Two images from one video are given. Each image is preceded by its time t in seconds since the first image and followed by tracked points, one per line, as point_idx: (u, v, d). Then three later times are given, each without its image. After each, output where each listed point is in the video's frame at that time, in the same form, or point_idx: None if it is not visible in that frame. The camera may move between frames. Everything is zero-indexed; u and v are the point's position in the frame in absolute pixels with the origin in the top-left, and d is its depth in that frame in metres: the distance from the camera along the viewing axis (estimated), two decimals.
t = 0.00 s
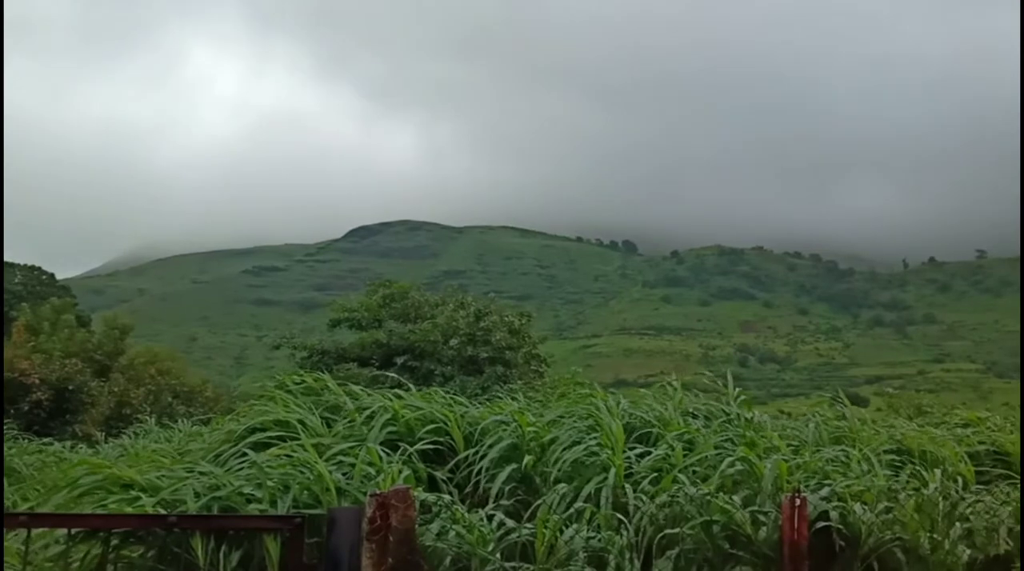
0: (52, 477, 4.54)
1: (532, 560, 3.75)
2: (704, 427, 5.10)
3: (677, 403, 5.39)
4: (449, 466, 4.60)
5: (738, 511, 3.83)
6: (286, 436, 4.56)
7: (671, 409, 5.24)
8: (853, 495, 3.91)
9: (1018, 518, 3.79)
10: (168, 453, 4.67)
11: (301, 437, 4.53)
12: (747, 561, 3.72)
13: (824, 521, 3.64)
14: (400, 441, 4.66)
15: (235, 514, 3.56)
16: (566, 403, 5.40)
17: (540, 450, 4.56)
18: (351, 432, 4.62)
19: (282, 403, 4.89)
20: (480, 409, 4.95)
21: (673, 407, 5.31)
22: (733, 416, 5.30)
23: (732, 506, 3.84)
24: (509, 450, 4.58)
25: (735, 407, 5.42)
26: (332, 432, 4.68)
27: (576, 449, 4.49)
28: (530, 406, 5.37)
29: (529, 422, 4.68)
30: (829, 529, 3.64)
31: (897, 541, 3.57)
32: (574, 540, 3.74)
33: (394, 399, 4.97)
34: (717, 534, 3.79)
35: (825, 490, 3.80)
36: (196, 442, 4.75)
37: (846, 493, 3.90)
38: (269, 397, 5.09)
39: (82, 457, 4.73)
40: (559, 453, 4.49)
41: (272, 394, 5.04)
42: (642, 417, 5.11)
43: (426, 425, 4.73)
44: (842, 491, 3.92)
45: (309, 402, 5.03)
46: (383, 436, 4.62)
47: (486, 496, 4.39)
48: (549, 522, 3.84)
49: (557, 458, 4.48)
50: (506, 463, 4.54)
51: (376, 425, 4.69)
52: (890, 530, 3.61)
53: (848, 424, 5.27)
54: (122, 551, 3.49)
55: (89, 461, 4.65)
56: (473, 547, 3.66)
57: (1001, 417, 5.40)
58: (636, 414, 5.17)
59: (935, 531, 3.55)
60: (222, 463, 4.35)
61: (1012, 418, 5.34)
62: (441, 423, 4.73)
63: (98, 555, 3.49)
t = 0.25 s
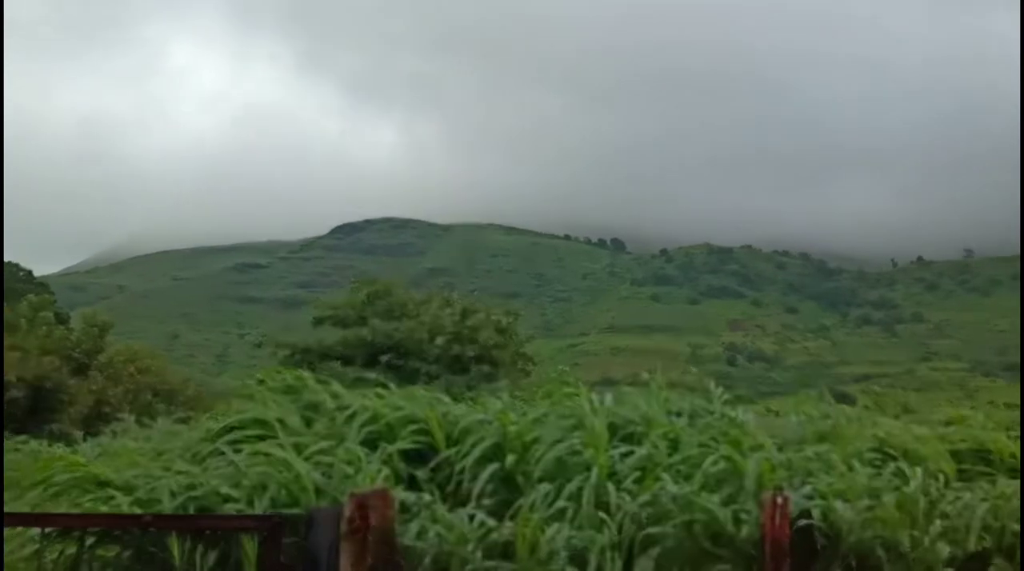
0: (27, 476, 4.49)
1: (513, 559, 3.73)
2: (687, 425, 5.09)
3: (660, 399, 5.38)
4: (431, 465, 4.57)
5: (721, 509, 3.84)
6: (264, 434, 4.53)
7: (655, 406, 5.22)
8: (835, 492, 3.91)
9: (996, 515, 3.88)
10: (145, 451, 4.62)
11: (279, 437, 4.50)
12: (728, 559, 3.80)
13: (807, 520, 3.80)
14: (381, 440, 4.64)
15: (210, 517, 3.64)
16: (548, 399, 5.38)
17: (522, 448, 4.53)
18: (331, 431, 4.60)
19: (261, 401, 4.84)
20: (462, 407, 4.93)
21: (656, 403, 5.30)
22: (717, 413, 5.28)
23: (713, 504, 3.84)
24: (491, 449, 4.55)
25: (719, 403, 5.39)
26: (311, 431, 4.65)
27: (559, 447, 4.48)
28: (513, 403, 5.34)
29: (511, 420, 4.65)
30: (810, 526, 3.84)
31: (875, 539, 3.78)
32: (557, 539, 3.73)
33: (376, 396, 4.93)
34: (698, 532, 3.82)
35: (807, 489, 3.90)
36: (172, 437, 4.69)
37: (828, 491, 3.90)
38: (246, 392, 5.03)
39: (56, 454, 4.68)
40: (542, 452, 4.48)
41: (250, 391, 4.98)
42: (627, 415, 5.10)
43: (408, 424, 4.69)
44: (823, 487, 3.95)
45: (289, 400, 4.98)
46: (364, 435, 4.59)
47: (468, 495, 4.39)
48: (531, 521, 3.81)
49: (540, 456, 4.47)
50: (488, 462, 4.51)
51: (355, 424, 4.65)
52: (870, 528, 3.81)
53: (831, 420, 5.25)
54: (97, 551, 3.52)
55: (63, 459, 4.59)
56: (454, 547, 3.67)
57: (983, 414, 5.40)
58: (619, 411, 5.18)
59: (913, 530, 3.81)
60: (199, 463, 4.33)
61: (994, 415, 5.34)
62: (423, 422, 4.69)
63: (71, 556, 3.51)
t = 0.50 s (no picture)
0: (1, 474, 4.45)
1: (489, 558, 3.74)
2: (664, 425, 5.12)
3: (637, 402, 5.41)
4: (408, 467, 4.58)
5: (695, 507, 3.85)
6: (241, 435, 4.52)
7: (632, 408, 5.26)
8: (808, 491, 3.95)
9: (971, 512, 3.66)
10: (121, 452, 4.59)
11: (256, 437, 4.49)
12: (702, 557, 3.76)
13: (778, 517, 3.68)
14: (358, 441, 4.64)
15: (189, 514, 3.52)
16: (527, 402, 5.40)
17: (499, 448, 4.55)
18: (309, 432, 4.59)
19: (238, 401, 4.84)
20: (440, 409, 4.93)
21: (633, 406, 5.32)
22: (694, 414, 5.33)
23: (688, 502, 3.83)
24: (468, 449, 4.57)
25: (695, 405, 5.44)
26: (289, 431, 4.64)
27: (535, 447, 4.49)
28: (492, 406, 5.35)
29: (488, 421, 4.67)
30: (783, 525, 3.70)
31: (849, 535, 3.56)
32: (531, 537, 3.72)
33: (352, 399, 4.92)
34: (672, 531, 3.80)
35: (778, 487, 3.81)
36: (150, 441, 4.70)
37: (801, 490, 3.94)
38: (226, 395, 5.05)
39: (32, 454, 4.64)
40: (518, 452, 4.48)
41: (228, 392, 4.98)
42: (602, 415, 5.12)
43: (385, 425, 4.70)
44: (795, 487, 3.97)
45: (267, 402, 4.97)
46: (341, 436, 4.59)
47: (445, 495, 4.38)
48: (506, 520, 3.82)
49: (517, 456, 4.47)
50: (465, 462, 4.52)
51: (333, 425, 4.65)
52: (843, 525, 3.60)
53: (806, 421, 5.31)
54: (73, 551, 3.42)
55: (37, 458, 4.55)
56: (430, 546, 3.65)
57: (955, 416, 5.48)
58: (597, 412, 5.19)
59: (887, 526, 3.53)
60: (176, 462, 4.31)
61: (966, 417, 5.42)
62: (401, 423, 4.70)
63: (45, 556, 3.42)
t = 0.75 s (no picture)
0: None
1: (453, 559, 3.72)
2: (629, 425, 5.13)
3: (602, 403, 5.41)
4: (372, 468, 4.54)
5: (659, 507, 3.85)
6: (204, 435, 4.45)
7: (598, 408, 5.27)
8: (771, 491, 3.97)
9: (931, 511, 3.69)
10: (80, 452, 4.50)
11: (219, 438, 4.43)
12: (666, 556, 3.75)
13: (742, 516, 3.71)
14: (321, 441, 4.60)
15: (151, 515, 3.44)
16: (492, 403, 5.37)
17: (464, 448, 4.53)
18: (272, 433, 4.54)
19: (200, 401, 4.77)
20: (405, 409, 4.90)
21: (599, 406, 5.33)
22: (659, 414, 5.35)
23: (653, 503, 3.84)
24: (433, 449, 4.54)
25: (660, 406, 5.47)
26: (252, 431, 4.58)
27: (500, 446, 4.48)
28: (457, 406, 5.32)
29: (453, 421, 4.65)
30: (746, 524, 3.73)
31: (812, 534, 3.58)
32: (496, 538, 3.70)
33: (315, 399, 4.88)
34: (637, 530, 3.79)
35: (743, 487, 3.84)
36: (109, 441, 4.61)
37: (764, 490, 3.96)
38: (187, 396, 4.97)
39: None
40: (483, 452, 4.47)
41: (190, 392, 4.91)
42: (567, 415, 5.12)
43: (350, 426, 4.66)
44: (758, 487, 4.00)
45: (230, 402, 4.91)
46: (304, 436, 4.54)
47: (409, 496, 4.35)
48: (472, 521, 3.80)
49: (482, 456, 4.45)
50: (429, 463, 4.50)
51: (296, 425, 4.60)
52: (806, 524, 3.62)
53: (770, 421, 5.36)
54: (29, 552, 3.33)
55: None
56: (394, 546, 3.62)
57: (917, 416, 5.56)
58: (562, 412, 5.18)
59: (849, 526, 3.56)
60: (137, 462, 4.24)
61: (927, 417, 5.50)
62: (365, 424, 4.67)
63: None
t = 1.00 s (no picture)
0: None
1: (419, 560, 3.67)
2: (597, 425, 5.12)
3: (569, 403, 5.40)
4: (337, 468, 4.48)
5: (627, 507, 3.83)
6: (166, 436, 4.37)
7: (565, 408, 5.25)
8: (738, 490, 3.98)
9: (894, 510, 3.71)
10: (38, 453, 4.39)
11: (182, 439, 4.35)
12: (633, 555, 3.73)
13: (710, 516, 3.69)
14: (286, 442, 4.53)
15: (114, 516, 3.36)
16: (459, 403, 5.33)
17: (430, 449, 4.49)
18: (235, 434, 4.46)
19: (163, 401, 4.68)
20: (371, 409, 4.85)
21: (566, 407, 5.31)
22: (626, 414, 5.35)
23: (621, 503, 3.82)
24: (399, 450, 4.49)
25: (627, 406, 5.47)
26: (215, 432, 4.50)
27: (466, 447, 4.44)
28: (423, 407, 5.28)
29: (420, 422, 4.61)
30: (713, 524, 3.72)
31: (779, 534, 3.59)
32: (462, 538, 3.67)
33: (280, 400, 4.81)
34: (604, 530, 3.77)
35: (710, 486, 3.84)
36: (68, 441, 4.51)
37: (731, 489, 3.96)
38: (149, 396, 4.88)
39: None
40: (449, 452, 4.42)
41: (152, 392, 4.81)
42: (534, 416, 5.09)
43: (315, 426, 4.60)
44: (725, 486, 4.01)
45: (192, 402, 4.82)
46: (268, 437, 4.47)
47: (375, 497, 4.29)
48: (438, 522, 3.76)
49: (448, 457, 4.41)
50: (395, 464, 4.45)
51: (261, 425, 4.53)
52: (772, 524, 3.64)
53: (736, 421, 5.38)
54: None
55: None
56: (359, 547, 3.57)
57: (881, 416, 5.61)
58: (529, 412, 5.16)
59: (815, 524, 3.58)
60: (98, 463, 4.14)
61: (891, 417, 5.56)
62: (330, 424, 4.61)
63: None
